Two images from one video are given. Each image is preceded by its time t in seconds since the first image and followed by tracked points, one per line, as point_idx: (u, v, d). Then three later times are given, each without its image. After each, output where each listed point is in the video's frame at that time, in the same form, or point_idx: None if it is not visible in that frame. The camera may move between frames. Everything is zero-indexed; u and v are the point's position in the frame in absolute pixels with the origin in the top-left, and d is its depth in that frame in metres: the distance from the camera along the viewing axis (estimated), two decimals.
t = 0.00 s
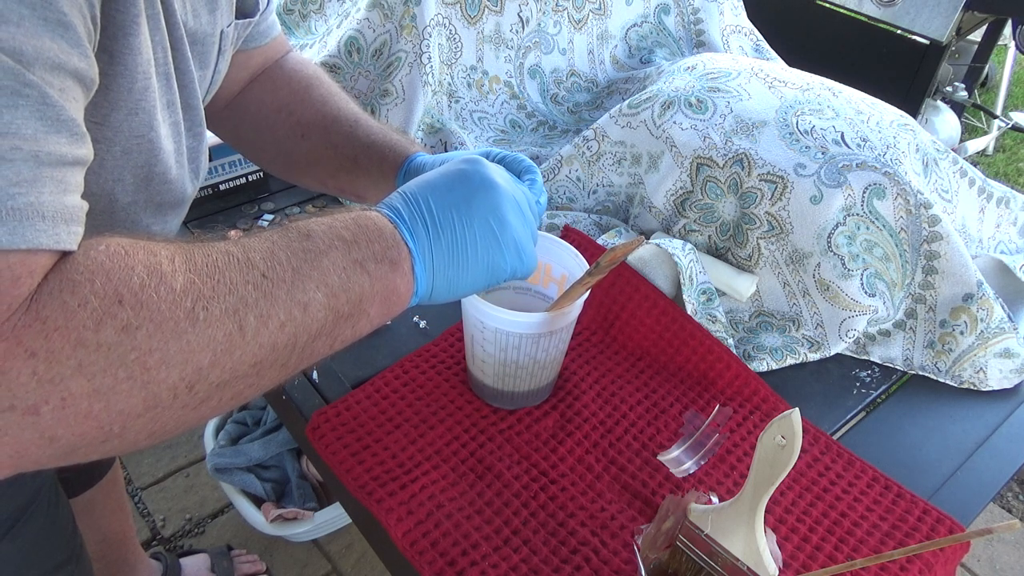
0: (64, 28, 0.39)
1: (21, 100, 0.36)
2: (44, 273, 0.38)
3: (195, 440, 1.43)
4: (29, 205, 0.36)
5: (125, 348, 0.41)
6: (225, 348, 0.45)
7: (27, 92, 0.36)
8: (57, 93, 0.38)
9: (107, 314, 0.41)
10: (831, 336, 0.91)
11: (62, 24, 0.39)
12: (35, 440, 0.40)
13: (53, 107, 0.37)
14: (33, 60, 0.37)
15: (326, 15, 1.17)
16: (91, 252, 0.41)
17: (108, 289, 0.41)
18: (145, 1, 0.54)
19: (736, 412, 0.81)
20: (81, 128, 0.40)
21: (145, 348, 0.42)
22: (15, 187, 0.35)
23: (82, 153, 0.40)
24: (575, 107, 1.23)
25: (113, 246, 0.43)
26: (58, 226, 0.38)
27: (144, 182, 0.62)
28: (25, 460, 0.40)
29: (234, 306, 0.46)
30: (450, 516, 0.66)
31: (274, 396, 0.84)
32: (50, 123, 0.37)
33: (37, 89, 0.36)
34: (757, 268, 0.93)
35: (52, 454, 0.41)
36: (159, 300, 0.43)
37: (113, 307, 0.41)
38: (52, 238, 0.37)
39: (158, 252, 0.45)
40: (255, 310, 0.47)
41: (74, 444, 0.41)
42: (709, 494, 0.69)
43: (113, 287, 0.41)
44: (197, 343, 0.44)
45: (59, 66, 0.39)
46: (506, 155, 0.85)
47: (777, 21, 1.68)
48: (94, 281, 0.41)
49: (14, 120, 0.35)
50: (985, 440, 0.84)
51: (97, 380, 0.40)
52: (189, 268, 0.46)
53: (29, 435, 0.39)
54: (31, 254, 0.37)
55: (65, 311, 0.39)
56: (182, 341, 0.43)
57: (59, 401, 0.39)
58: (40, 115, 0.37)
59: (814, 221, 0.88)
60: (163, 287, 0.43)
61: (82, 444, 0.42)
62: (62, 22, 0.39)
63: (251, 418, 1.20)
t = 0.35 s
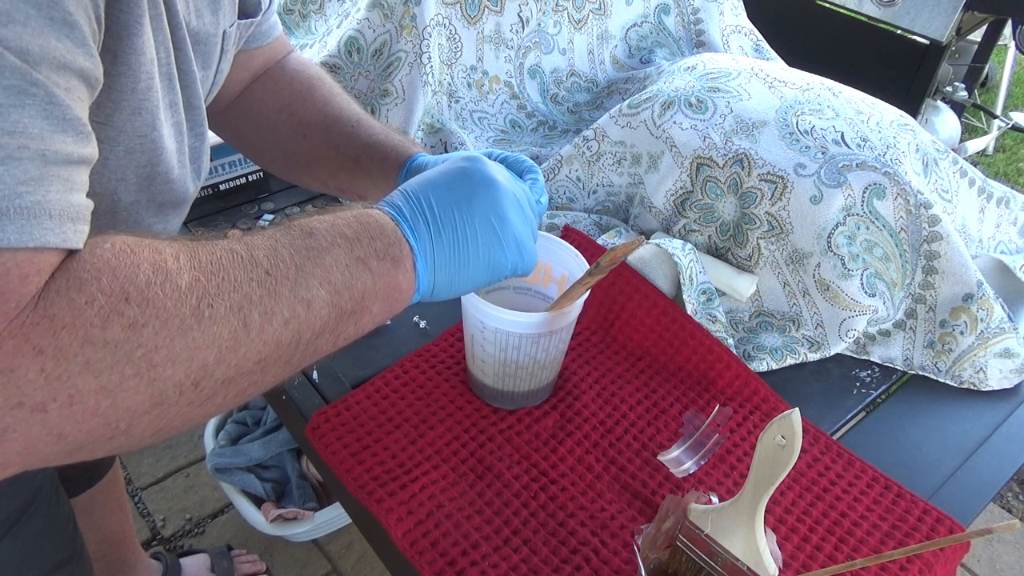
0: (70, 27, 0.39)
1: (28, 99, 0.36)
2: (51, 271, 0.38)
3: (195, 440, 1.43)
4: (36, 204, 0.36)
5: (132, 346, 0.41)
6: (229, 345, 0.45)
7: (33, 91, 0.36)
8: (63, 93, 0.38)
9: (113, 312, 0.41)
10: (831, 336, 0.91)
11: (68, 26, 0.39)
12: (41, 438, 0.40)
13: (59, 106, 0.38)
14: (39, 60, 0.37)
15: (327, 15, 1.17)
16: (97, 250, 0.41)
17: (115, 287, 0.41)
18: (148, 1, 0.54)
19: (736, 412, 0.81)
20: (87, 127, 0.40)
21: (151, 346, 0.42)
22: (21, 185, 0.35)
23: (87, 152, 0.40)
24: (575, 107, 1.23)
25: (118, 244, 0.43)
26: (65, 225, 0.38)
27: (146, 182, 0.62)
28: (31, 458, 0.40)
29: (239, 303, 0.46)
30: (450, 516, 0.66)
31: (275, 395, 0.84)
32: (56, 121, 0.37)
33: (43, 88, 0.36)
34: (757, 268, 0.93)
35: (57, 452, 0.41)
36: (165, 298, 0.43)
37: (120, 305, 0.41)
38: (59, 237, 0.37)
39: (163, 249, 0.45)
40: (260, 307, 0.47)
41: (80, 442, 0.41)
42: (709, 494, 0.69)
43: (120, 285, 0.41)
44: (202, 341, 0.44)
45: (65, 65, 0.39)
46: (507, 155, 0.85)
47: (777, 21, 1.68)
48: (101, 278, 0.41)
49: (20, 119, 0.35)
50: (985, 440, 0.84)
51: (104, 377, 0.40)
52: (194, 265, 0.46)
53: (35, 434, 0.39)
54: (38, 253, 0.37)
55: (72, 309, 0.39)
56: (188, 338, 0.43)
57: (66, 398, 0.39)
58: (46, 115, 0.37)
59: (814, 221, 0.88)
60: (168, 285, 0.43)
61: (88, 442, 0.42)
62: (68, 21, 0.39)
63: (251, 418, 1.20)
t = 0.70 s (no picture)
0: (72, 26, 0.39)
1: (29, 97, 0.36)
2: (53, 269, 0.38)
3: (195, 440, 1.43)
4: (38, 202, 0.36)
5: (133, 344, 0.41)
6: (230, 344, 0.45)
7: (35, 90, 0.36)
8: (65, 92, 0.38)
9: (114, 310, 0.40)
10: (831, 336, 0.91)
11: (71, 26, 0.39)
12: (42, 436, 0.40)
13: (61, 105, 0.37)
14: (41, 59, 0.37)
15: (327, 15, 1.17)
16: (99, 249, 0.41)
17: (116, 285, 0.41)
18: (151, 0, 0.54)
19: (736, 412, 0.81)
20: (88, 126, 0.40)
21: (152, 344, 0.42)
22: (23, 184, 0.35)
23: (88, 151, 0.40)
24: (575, 107, 1.23)
25: (119, 243, 0.43)
26: (66, 223, 0.38)
27: (148, 182, 0.62)
28: (32, 457, 0.40)
29: (239, 302, 0.46)
30: (450, 516, 0.66)
31: (275, 395, 0.84)
32: (57, 120, 0.37)
33: (45, 87, 0.36)
34: (757, 268, 0.93)
35: (59, 450, 0.41)
36: (166, 296, 0.43)
37: (121, 303, 0.41)
38: (60, 236, 0.37)
39: (164, 248, 0.45)
40: (260, 305, 0.47)
41: (81, 441, 0.41)
42: (709, 494, 0.69)
43: (121, 283, 0.41)
44: (203, 339, 0.44)
45: (67, 64, 0.39)
46: (508, 155, 0.85)
47: (777, 21, 1.68)
48: (102, 277, 0.41)
49: (22, 117, 0.35)
50: (985, 440, 0.84)
51: (105, 375, 0.40)
52: (194, 264, 0.46)
53: (36, 432, 0.39)
54: (40, 251, 0.37)
55: (73, 307, 0.39)
56: (189, 336, 0.43)
57: (67, 397, 0.39)
58: (47, 113, 0.37)
59: (814, 221, 0.88)
60: (169, 283, 0.43)
61: (89, 440, 0.42)
62: (70, 20, 0.39)
63: (251, 418, 1.20)
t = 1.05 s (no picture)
0: (72, 26, 0.39)
1: (28, 97, 0.36)
2: (51, 269, 0.38)
3: (195, 440, 1.43)
4: (36, 202, 0.36)
5: (131, 344, 0.41)
6: (229, 344, 0.45)
7: (34, 90, 0.36)
8: (64, 92, 0.38)
9: (112, 310, 0.41)
10: (831, 336, 0.91)
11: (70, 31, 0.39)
12: (41, 437, 0.40)
13: (60, 105, 0.38)
14: (41, 59, 0.37)
15: (327, 15, 1.17)
16: (98, 249, 0.41)
17: (114, 285, 0.41)
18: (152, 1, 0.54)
19: (736, 412, 0.81)
20: (88, 126, 0.40)
21: (151, 344, 0.42)
22: (22, 184, 0.35)
23: (88, 151, 0.40)
24: (575, 107, 1.23)
25: (118, 243, 0.43)
26: (65, 223, 0.38)
27: (148, 182, 0.62)
28: (30, 458, 0.40)
29: (238, 302, 0.46)
30: (450, 516, 0.66)
31: (275, 395, 0.84)
32: (56, 120, 0.37)
33: (44, 87, 0.36)
34: (757, 267, 0.93)
35: (58, 451, 0.41)
36: (165, 296, 0.43)
37: (119, 303, 0.41)
38: (59, 235, 0.37)
39: (163, 248, 0.45)
40: (259, 306, 0.47)
41: (80, 441, 0.41)
42: (709, 494, 0.69)
43: (119, 283, 0.41)
44: (202, 340, 0.44)
45: (67, 65, 0.39)
46: (509, 155, 0.85)
47: (776, 21, 1.68)
48: (100, 277, 0.41)
49: (21, 117, 0.35)
50: (985, 440, 0.84)
51: (103, 376, 0.40)
52: (193, 265, 0.46)
53: (36, 433, 0.39)
54: (38, 251, 0.37)
55: (71, 307, 0.39)
56: (187, 337, 0.43)
57: (65, 397, 0.39)
58: (47, 113, 0.37)
59: (814, 221, 0.88)
60: (166, 283, 0.43)
61: (88, 441, 0.42)
62: (70, 21, 0.39)
63: (251, 418, 1.20)
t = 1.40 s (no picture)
0: (72, 30, 0.39)
1: (28, 101, 0.36)
2: (49, 273, 0.38)
3: (195, 440, 1.43)
4: (35, 206, 0.36)
5: (129, 348, 0.41)
6: (227, 347, 0.45)
7: (34, 94, 0.36)
8: (64, 96, 0.38)
9: (111, 314, 0.41)
10: (830, 336, 0.91)
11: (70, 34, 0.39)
12: (39, 441, 0.39)
13: (59, 109, 0.37)
14: (40, 62, 0.37)
15: (327, 15, 1.17)
16: (96, 252, 0.41)
17: (112, 289, 0.41)
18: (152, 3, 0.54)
19: (736, 412, 0.81)
20: (87, 130, 0.40)
21: (149, 348, 0.42)
22: (21, 188, 0.35)
23: (87, 155, 0.40)
24: (575, 107, 1.23)
25: (117, 246, 0.43)
26: (63, 227, 0.38)
27: (148, 183, 0.62)
28: (29, 461, 0.40)
29: (237, 305, 0.46)
30: (450, 516, 0.66)
31: (275, 395, 0.84)
32: (56, 124, 0.37)
33: (44, 91, 0.36)
34: (757, 267, 0.93)
35: (56, 454, 0.41)
36: (163, 299, 0.43)
37: (117, 307, 0.41)
38: (57, 239, 0.37)
39: (162, 251, 0.45)
40: (258, 309, 0.47)
41: (79, 444, 0.41)
42: (709, 494, 0.69)
43: (117, 287, 0.41)
44: (200, 343, 0.44)
45: (67, 68, 0.38)
46: (509, 155, 0.85)
47: (776, 21, 1.68)
48: (98, 280, 0.41)
49: (20, 122, 0.35)
50: (985, 440, 0.84)
51: (101, 380, 0.40)
52: (192, 268, 0.45)
53: (34, 437, 0.39)
54: (37, 255, 0.37)
55: (69, 311, 0.39)
56: (185, 340, 0.43)
57: (63, 401, 0.39)
58: (46, 117, 0.37)
59: (814, 221, 0.88)
60: (165, 286, 0.43)
61: (86, 444, 0.42)
62: (70, 24, 0.39)
63: (251, 418, 1.20)
